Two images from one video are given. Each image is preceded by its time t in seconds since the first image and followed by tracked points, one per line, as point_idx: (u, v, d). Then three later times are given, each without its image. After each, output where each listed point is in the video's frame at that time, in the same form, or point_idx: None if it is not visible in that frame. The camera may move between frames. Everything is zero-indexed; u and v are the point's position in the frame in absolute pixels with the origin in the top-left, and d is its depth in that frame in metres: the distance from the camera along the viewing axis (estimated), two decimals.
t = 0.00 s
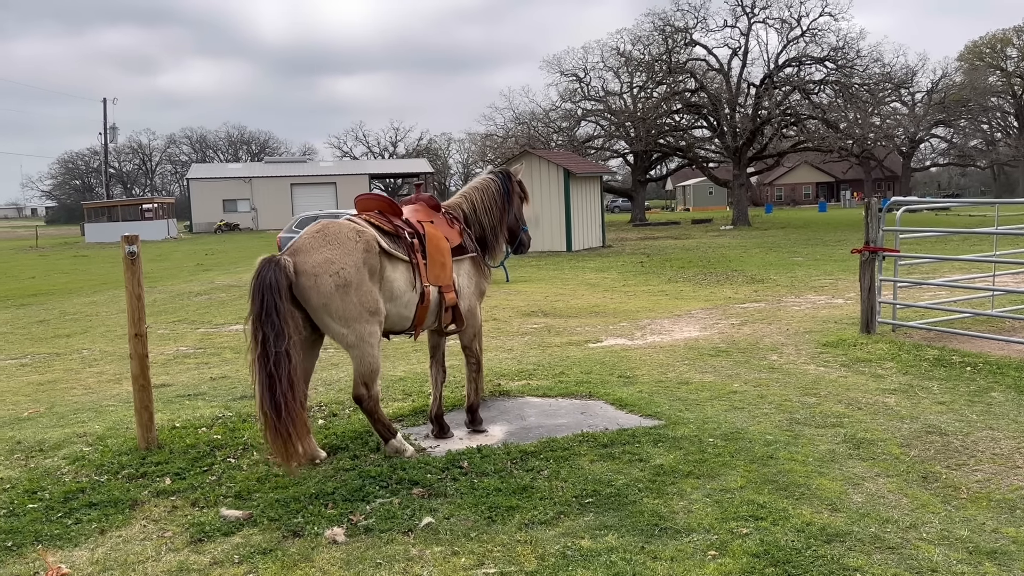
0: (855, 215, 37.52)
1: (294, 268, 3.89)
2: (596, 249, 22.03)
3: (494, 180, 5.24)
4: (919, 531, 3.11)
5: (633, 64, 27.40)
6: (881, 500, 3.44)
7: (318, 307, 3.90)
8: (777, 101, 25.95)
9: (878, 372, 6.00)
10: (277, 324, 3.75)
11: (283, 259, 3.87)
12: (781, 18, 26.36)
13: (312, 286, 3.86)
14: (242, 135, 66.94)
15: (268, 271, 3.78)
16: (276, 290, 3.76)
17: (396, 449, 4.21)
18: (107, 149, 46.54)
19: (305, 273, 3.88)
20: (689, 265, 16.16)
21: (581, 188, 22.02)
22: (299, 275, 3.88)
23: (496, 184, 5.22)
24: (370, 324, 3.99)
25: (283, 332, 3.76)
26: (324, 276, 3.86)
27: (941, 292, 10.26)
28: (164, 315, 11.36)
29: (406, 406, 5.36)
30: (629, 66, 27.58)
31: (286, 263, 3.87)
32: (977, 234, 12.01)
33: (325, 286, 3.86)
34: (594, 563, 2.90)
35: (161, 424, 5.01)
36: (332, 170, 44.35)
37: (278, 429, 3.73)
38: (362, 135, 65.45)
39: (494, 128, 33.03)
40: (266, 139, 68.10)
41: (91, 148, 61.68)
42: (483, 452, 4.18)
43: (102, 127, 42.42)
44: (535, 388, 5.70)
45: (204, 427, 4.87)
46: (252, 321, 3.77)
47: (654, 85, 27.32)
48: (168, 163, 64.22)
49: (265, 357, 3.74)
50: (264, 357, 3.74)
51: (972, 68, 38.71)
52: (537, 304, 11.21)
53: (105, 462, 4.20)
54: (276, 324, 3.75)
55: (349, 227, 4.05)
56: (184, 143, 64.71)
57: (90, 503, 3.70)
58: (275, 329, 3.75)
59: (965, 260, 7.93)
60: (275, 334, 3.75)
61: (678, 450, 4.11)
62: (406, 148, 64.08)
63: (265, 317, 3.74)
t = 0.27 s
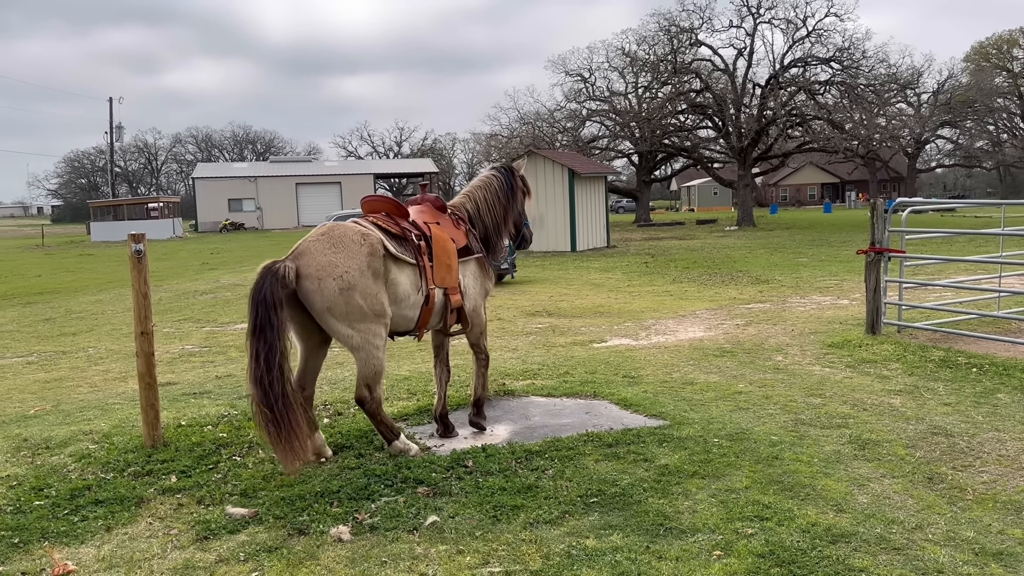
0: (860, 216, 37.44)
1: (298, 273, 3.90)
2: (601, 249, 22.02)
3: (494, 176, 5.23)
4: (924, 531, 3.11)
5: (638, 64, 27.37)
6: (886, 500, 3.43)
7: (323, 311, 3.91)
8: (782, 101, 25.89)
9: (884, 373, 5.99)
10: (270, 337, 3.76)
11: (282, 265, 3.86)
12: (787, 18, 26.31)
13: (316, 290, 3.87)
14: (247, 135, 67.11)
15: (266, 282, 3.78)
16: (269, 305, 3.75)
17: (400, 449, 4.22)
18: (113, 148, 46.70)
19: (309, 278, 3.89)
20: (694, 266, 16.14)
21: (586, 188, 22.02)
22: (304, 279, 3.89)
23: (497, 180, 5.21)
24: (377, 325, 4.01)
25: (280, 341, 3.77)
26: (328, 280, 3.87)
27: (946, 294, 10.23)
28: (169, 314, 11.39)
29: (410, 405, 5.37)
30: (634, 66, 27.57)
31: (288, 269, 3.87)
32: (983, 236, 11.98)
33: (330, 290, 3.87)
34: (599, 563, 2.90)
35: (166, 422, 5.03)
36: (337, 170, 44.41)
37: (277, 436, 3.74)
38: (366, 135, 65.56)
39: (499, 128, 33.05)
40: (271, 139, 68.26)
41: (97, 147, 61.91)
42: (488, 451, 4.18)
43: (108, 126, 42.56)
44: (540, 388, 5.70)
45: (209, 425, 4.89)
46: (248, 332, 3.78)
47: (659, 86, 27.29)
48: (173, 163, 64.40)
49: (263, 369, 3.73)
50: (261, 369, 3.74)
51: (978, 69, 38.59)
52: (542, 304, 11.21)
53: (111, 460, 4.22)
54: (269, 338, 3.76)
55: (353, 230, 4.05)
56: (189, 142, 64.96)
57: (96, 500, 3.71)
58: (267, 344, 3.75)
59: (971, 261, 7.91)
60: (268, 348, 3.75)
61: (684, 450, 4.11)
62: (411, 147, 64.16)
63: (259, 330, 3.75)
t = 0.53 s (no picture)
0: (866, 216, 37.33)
1: (304, 287, 3.85)
2: (606, 249, 22.01)
3: (487, 167, 5.22)
4: (931, 533, 3.10)
5: (644, 64, 27.31)
6: (892, 501, 3.42)
7: (335, 323, 3.87)
8: (789, 101, 25.81)
9: (890, 374, 5.97)
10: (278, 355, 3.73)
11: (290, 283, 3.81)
12: (793, 18, 26.22)
13: (327, 303, 3.82)
14: (253, 134, 67.32)
15: (272, 301, 3.73)
16: (270, 323, 3.70)
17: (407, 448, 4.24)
18: (119, 147, 46.87)
19: (319, 291, 3.84)
20: (700, 266, 16.12)
21: (592, 188, 22.01)
22: (313, 292, 3.84)
23: (490, 171, 5.21)
24: (390, 332, 4.02)
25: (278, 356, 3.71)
26: (339, 292, 3.83)
27: (953, 294, 10.19)
28: (175, 312, 11.43)
29: (416, 404, 5.38)
30: (640, 65, 27.53)
31: (294, 285, 3.82)
32: (990, 236, 11.93)
33: (341, 302, 3.83)
34: (604, 563, 2.90)
35: (172, 420, 5.05)
36: (343, 169, 44.51)
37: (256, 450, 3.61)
38: (372, 135, 65.67)
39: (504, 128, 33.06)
40: (277, 138, 68.45)
41: (103, 146, 62.18)
42: (494, 450, 4.19)
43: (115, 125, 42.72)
44: (545, 388, 5.70)
45: (215, 423, 4.91)
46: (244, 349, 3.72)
47: (665, 85, 27.25)
48: (180, 161, 64.64)
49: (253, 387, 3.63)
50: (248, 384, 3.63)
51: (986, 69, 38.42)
52: (547, 304, 11.21)
53: (118, 457, 4.24)
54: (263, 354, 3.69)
55: (358, 239, 4.02)
56: (196, 141, 65.19)
57: (103, 497, 3.73)
58: (254, 358, 3.68)
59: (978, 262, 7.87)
60: (255, 362, 3.66)
61: (689, 450, 4.10)
62: (416, 147, 64.25)
63: (253, 346, 3.69)
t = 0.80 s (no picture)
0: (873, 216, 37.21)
1: (311, 295, 3.85)
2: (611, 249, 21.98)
3: (478, 152, 5.17)
4: (937, 534, 3.08)
5: (650, 63, 27.25)
6: (898, 502, 3.41)
7: (344, 328, 3.90)
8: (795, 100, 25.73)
9: (896, 374, 5.95)
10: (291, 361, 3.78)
11: (297, 291, 3.82)
12: (800, 17, 26.12)
13: (336, 309, 3.84)
14: (259, 132, 67.53)
15: (278, 311, 3.73)
16: (278, 334, 3.71)
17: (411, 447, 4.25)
18: (126, 146, 47.06)
19: (327, 298, 3.86)
20: (705, 266, 16.09)
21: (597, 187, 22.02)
22: (321, 299, 3.85)
23: (483, 156, 5.17)
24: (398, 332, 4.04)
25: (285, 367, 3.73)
26: (347, 298, 3.85)
27: (961, 295, 10.14)
28: (182, 310, 11.48)
29: (421, 402, 5.38)
30: (646, 65, 27.47)
31: (301, 293, 3.82)
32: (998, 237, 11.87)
33: (349, 307, 3.86)
34: (609, 562, 2.90)
35: (178, 418, 5.07)
36: (348, 168, 44.61)
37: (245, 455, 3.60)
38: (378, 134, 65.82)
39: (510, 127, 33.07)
40: (283, 137, 68.63)
41: (111, 144, 62.47)
42: (499, 449, 4.19)
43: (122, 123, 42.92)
44: (550, 387, 5.70)
45: (221, 421, 4.92)
46: (254, 361, 3.75)
47: (671, 84, 27.20)
48: (186, 160, 64.88)
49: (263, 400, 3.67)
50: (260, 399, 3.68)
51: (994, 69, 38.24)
52: (552, 303, 11.21)
53: (124, 455, 4.26)
54: (272, 366, 3.72)
55: (361, 241, 4.02)
56: (202, 140, 65.44)
57: (109, 495, 3.75)
58: (267, 372, 3.71)
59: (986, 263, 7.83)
60: (267, 376, 3.71)
61: (694, 450, 4.10)
62: (422, 146, 64.34)
63: (263, 358, 3.73)
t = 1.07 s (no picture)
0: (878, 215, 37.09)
1: (322, 277, 3.87)
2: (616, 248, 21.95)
3: (491, 170, 5.23)
4: (942, 535, 3.07)
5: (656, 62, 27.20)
6: (904, 502, 3.40)
7: (352, 314, 3.90)
8: (801, 100, 25.65)
9: (902, 375, 5.92)
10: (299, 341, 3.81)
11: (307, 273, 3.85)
12: (806, 16, 26.04)
13: (346, 294, 3.86)
14: (265, 132, 67.69)
15: (290, 289, 3.77)
16: (287, 312, 3.75)
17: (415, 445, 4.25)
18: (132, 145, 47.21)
19: (338, 282, 3.88)
20: (711, 265, 16.05)
21: (602, 187, 21.99)
22: (331, 283, 3.87)
23: (495, 174, 5.23)
24: (403, 325, 4.03)
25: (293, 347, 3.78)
26: (357, 283, 3.86)
27: (967, 295, 10.10)
28: (187, 310, 11.51)
29: (425, 402, 5.38)
30: (652, 64, 27.42)
31: (312, 275, 3.85)
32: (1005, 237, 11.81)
33: (359, 292, 3.86)
34: (614, 562, 2.90)
35: (183, 417, 5.09)
36: (353, 167, 44.68)
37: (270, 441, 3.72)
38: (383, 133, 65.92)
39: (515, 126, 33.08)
40: (288, 136, 68.78)
41: (117, 144, 62.71)
42: (503, 449, 4.19)
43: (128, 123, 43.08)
44: (555, 387, 5.69)
45: (226, 421, 4.94)
46: (262, 338, 3.80)
47: (676, 84, 27.15)
48: (192, 159, 65.09)
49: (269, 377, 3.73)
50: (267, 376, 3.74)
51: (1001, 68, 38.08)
52: (557, 303, 11.19)
53: (129, 454, 4.28)
54: (278, 343, 3.76)
55: (376, 230, 4.05)
56: (208, 139, 65.65)
57: (114, 494, 3.76)
58: (274, 349, 3.76)
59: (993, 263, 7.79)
60: (274, 353, 3.76)
61: (699, 451, 4.09)
62: (427, 146, 64.41)
63: (270, 335, 3.77)
